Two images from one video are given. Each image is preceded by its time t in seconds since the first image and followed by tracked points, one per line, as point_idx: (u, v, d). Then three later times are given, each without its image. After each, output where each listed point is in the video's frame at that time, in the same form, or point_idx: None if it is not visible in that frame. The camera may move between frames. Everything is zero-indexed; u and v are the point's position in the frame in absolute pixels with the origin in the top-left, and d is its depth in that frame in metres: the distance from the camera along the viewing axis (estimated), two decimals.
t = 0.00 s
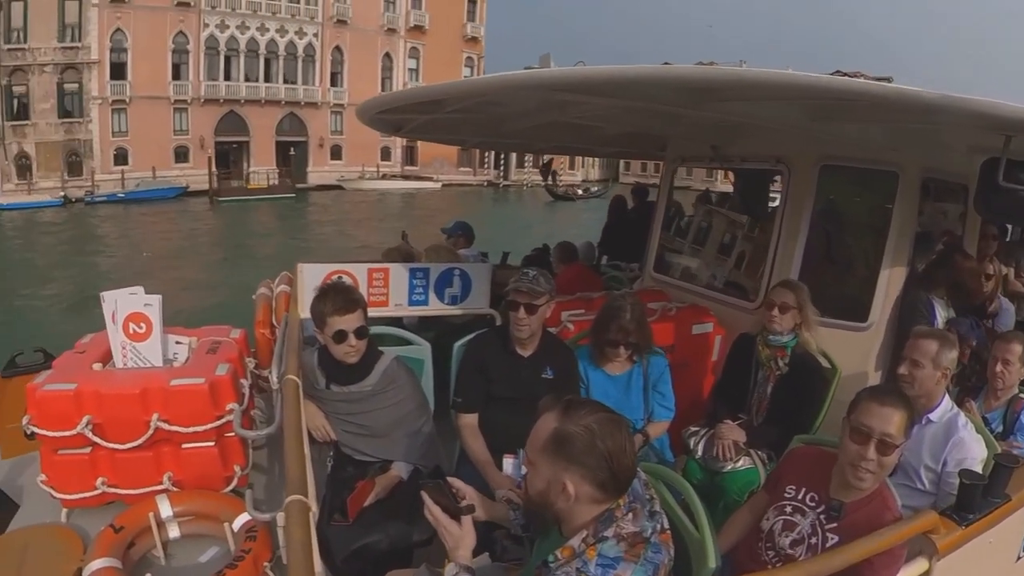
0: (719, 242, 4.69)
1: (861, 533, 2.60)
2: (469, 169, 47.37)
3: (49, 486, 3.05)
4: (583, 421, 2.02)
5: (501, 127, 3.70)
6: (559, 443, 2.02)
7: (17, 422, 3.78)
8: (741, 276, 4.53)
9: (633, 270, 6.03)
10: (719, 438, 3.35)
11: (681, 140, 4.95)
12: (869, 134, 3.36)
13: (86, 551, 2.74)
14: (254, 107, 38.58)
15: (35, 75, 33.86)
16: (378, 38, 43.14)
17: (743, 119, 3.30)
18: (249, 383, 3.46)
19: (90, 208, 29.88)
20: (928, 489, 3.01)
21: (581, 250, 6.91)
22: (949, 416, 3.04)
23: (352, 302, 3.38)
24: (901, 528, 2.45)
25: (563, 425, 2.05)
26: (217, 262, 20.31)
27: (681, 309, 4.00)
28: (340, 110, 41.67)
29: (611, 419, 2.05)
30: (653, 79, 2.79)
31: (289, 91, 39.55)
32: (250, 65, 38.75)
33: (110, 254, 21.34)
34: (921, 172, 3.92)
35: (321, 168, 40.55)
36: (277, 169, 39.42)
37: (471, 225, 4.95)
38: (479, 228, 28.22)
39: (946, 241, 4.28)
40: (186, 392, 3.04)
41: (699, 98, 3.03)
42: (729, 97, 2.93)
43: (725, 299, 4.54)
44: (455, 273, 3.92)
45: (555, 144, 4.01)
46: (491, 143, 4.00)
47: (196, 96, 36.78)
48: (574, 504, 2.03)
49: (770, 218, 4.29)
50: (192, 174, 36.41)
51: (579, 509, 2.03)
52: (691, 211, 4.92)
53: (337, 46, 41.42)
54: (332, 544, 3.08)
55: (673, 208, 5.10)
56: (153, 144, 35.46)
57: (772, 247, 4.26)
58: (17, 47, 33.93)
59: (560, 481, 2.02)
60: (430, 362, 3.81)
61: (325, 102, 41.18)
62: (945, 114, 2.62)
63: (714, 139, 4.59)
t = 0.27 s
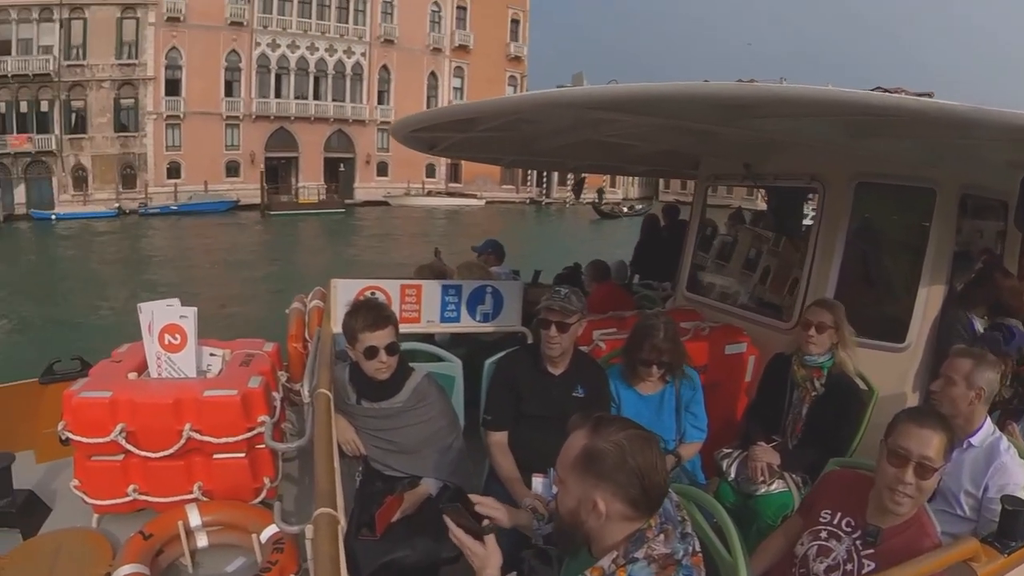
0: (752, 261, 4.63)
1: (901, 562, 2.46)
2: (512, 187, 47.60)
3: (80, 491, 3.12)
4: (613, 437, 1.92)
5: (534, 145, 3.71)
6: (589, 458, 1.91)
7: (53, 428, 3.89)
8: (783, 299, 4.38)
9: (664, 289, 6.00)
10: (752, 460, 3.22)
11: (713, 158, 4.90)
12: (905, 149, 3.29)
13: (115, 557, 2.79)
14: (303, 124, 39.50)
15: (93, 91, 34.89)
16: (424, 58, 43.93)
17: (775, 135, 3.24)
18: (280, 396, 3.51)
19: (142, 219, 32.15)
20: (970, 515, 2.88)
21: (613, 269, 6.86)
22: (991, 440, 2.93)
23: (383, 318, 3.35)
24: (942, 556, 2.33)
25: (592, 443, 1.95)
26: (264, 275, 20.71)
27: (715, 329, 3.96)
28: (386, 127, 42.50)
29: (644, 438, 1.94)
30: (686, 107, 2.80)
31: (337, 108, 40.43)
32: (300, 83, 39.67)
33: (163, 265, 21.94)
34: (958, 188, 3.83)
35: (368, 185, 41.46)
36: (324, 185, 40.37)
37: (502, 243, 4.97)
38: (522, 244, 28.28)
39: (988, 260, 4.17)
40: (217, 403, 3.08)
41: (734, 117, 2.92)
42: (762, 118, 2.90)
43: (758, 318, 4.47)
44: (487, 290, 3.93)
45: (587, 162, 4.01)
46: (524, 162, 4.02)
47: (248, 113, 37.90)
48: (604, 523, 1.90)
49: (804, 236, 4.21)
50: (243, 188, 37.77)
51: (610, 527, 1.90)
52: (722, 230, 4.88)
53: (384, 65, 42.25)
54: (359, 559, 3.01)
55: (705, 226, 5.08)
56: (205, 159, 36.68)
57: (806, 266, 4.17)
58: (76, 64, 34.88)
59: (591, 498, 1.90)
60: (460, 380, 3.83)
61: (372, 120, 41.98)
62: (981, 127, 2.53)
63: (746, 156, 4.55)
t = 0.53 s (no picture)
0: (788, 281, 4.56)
1: None
2: (554, 205, 47.67)
3: (112, 498, 3.18)
4: (637, 460, 1.81)
5: (567, 164, 3.71)
6: (613, 482, 1.80)
7: (87, 437, 3.95)
8: (815, 317, 4.31)
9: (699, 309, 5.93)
10: (788, 484, 3.10)
11: (748, 176, 4.87)
12: (943, 166, 3.21)
13: (144, 566, 2.82)
14: (351, 141, 40.09)
15: (147, 108, 35.82)
16: (468, 77, 44.39)
17: (810, 152, 3.18)
18: (312, 411, 3.54)
19: (193, 232, 33.40)
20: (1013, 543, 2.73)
21: (645, 288, 6.80)
22: None
23: (412, 336, 3.28)
24: None
25: (617, 466, 1.84)
26: (308, 288, 21.03)
27: (749, 349, 3.89)
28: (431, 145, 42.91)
29: (669, 458, 1.83)
30: (717, 132, 2.77)
31: (383, 126, 40.99)
32: (348, 102, 40.31)
33: (212, 278, 22.42)
34: (999, 203, 3.73)
35: (413, 202, 41.94)
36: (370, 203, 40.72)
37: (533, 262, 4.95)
38: (564, 262, 28.24)
39: None
40: (249, 416, 3.11)
41: (769, 135, 2.84)
42: (795, 139, 2.85)
43: (793, 338, 4.37)
44: (520, 307, 3.91)
45: (620, 181, 4.00)
46: (560, 180, 4.01)
47: (297, 130, 38.64)
48: (635, 547, 1.78)
49: (840, 255, 4.12)
50: (291, 205, 38.49)
51: (641, 553, 1.78)
52: (757, 249, 4.83)
53: (429, 84, 42.74)
54: None
55: (741, 246, 5.03)
56: (255, 174, 37.45)
57: (841, 285, 4.08)
58: (132, 81, 35.73)
59: (619, 523, 1.79)
60: (492, 399, 3.75)
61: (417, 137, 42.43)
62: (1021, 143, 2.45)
63: (780, 173, 4.49)
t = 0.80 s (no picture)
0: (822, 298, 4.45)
1: None
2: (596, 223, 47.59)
3: (144, 506, 3.23)
4: (667, 478, 1.68)
5: (598, 182, 3.69)
6: (641, 502, 1.65)
7: (120, 444, 4.02)
8: (845, 334, 4.23)
9: (733, 327, 5.86)
10: (821, 507, 3.00)
11: (782, 193, 4.81)
12: (982, 181, 3.12)
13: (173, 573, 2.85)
14: (397, 159, 40.57)
15: (199, 125, 36.87)
16: (511, 96, 44.75)
17: (845, 168, 3.10)
18: (342, 425, 3.56)
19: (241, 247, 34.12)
20: None
21: (676, 306, 6.73)
22: None
23: (445, 353, 3.18)
24: None
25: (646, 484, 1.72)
26: (352, 303, 21.28)
27: (782, 369, 3.81)
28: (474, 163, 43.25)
29: (700, 478, 1.71)
30: (748, 150, 2.74)
31: (428, 144, 41.44)
32: (394, 120, 40.82)
33: (259, 292, 22.80)
34: None
35: (457, 220, 42.18)
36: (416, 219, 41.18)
37: (562, 281, 4.94)
38: (606, 279, 28.11)
39: None
40: (280, 428, 3.13)
41: (800, 152, 2.76)
42: (829, 156, 2.80)
43: (827, 356, 4.27)
44: (550, 326, 3.91)
45: (652, 198, 3.97)
46: (592, 199, 4.01)
47: (345, 147, 39.26)
48: (664, 570, 1.60)
49: (875, 274, 4.02)
50: (338, 221, 39.04)
51: None
52: (790, 266, 4.76)
53: (474, 103, 43.13)
54: None
55: (773, 264, 4.97)
56: (303, 192, 38.00)
57: (878, 304, 3.97)
58: (185, 99, 36.81)
59: (647, 545, 1.62)
60: (521, 417, 3.74)
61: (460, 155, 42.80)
62: None
63: (815, 190, 4.41)
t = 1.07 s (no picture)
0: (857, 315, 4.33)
1: None
2: (640, 241, 47.31)
3: (177, 513, 3.28)
4: (696, 492, 1.64)
5: (630, 198, 3.68)
6: (670, 516, 1.63)
7: (154, 451, 4.07)
8: (876, 349, 4.11)
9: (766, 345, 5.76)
10: (855, 527, 2.89)
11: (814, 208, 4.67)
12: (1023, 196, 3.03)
13: None
14: (442, 177, 40.90)
15: (249, 143, 37.77)
16: (555, 114, 44.91)
17: (881, 183, 3.04)
18: (373, 439, 3.57)
19: (289, 262, 34.80)
20: None
21: (710, 325, 6.65)
22: None
23: (478, 367, 3.15)
24: None
25: (675, 499, 1.68)
26: (394, 318, 21.44)
27: (816, 388, 3.72)
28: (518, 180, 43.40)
29: (731, 494, 1.67)
30: (780, 166, 2.73)
31: (473, 162, 41.71)
32: (439, 138, 41.15)
33: (304, 307, 23.13)
34: None
35: (502, 237, 42.10)
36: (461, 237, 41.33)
37: (594, 297, 4.92)
38: (649, 296, 27.87)
39: None
40: (312, 440, 3.16)
41: (833, 166, 2.71)
42: (865, 171, 2.77)
43: (860, 374, 4.14)
44: (582, 342, 3.90)
45: (684, 215, 3.95)
46: (625, 215, 4.00)
47: (391, 165, 39.75)
48: None
49: (910, 290, 3.87)
50: (385, 237, 39.43)
51: None
52: (824, 284, 4.66)
53: (518, 121, 43.37)
54: None
55: (807, 281, 4.87)
56: (350, 209, 38.59)
57: (912, 320, 3.82)
58: (235, 118, 37.73)
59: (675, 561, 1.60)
60: (552, 432, 3.71)
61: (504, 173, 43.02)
62: None
63: (848, 206, 4.30)
